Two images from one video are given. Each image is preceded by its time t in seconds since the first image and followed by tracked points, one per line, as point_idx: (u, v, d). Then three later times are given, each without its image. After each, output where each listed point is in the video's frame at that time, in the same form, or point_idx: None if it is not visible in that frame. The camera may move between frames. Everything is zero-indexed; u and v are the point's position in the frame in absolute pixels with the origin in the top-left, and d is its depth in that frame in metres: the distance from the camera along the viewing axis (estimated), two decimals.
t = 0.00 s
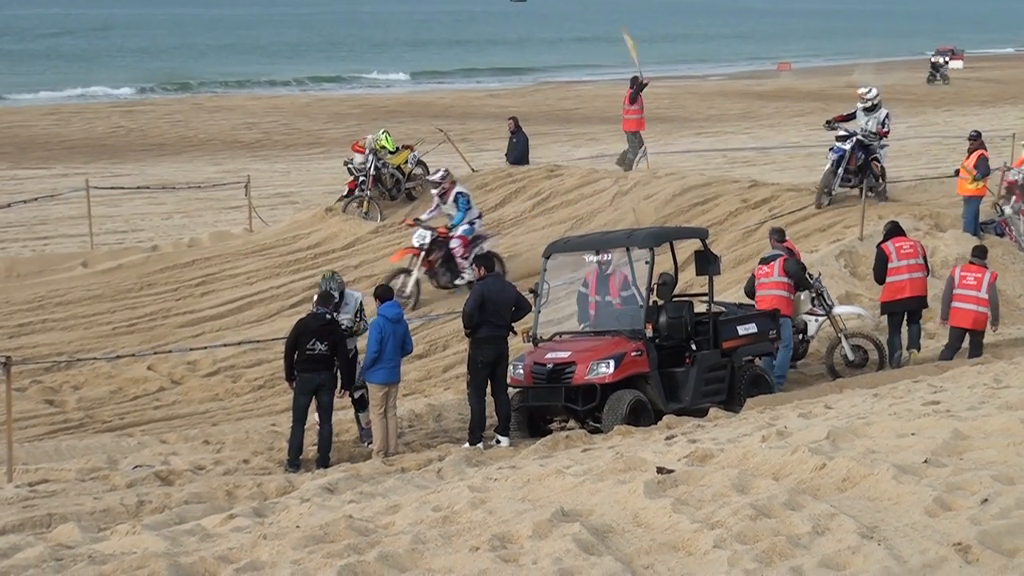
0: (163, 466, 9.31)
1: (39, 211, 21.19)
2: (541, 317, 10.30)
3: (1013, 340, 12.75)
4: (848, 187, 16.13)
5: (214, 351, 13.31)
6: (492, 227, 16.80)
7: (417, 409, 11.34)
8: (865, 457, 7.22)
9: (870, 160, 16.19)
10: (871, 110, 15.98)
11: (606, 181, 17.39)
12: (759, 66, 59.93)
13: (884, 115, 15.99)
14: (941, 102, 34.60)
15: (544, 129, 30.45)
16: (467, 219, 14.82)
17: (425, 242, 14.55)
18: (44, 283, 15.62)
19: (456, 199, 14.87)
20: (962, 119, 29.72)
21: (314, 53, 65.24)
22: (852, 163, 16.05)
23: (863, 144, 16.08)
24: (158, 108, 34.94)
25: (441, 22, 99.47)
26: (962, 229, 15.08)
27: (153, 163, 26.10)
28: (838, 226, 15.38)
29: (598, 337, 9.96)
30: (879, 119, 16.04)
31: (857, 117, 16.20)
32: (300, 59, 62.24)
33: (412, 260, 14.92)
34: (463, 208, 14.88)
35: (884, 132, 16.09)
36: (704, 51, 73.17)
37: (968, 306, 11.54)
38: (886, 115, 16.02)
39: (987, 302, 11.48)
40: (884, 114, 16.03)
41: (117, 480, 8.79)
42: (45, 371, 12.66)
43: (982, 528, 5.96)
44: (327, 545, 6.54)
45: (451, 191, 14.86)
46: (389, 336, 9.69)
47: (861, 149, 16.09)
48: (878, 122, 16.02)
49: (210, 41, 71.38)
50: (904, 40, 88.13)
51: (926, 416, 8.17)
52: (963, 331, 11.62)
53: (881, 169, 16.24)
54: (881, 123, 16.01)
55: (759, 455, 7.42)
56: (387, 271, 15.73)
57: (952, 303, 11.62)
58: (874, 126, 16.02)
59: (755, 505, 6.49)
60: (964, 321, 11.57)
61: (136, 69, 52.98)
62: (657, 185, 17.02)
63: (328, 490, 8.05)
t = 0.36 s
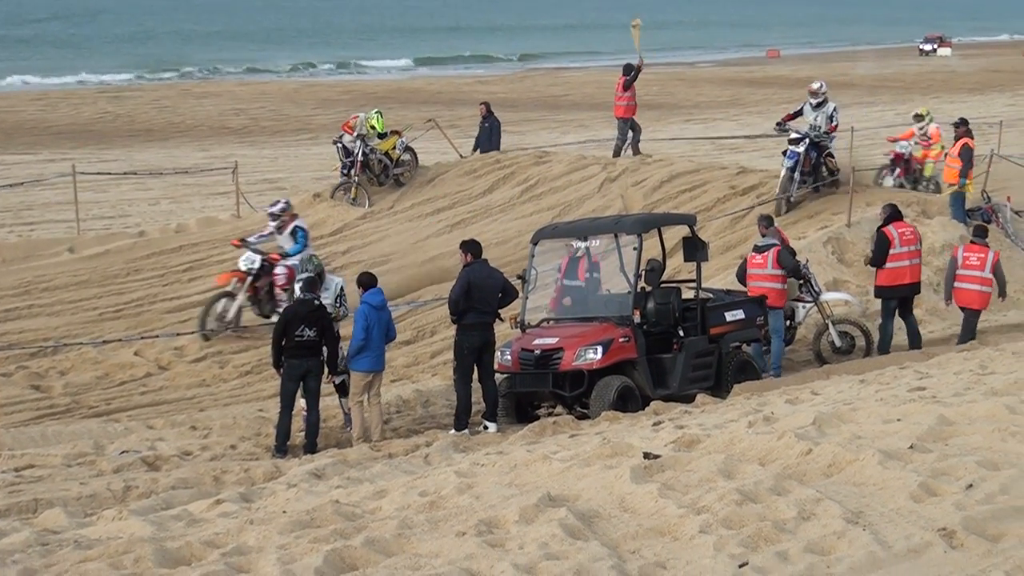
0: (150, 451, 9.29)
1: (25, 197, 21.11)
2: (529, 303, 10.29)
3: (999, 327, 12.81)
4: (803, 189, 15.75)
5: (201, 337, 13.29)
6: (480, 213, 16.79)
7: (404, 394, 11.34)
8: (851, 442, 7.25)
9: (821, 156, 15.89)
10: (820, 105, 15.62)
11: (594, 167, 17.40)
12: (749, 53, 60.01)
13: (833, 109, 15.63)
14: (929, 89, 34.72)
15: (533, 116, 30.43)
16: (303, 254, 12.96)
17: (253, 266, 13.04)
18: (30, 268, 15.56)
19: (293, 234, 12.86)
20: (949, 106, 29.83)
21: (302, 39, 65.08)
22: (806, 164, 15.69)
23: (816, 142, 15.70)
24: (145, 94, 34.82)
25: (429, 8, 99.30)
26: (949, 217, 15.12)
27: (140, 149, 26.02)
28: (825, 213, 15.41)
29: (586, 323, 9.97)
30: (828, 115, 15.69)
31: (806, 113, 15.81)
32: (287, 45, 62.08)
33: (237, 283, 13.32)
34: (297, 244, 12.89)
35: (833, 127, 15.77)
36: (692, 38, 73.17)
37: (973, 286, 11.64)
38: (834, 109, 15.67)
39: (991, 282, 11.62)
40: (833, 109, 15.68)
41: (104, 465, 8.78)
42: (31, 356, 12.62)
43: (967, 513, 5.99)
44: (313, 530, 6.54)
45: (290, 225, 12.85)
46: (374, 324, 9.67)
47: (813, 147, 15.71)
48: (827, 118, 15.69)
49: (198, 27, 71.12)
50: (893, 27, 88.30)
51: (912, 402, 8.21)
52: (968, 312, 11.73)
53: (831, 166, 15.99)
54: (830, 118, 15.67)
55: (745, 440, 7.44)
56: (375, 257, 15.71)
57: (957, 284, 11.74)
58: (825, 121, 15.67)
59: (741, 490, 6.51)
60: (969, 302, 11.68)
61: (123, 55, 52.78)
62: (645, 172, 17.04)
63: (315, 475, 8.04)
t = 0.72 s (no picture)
0: (126, 432, 9.25)
1: None
2: (506, 284, 10.29)
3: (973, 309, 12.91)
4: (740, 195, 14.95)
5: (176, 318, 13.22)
6: (457, 194, 16.75)
7: (382, 376, 11.34)
8: (827, 423, 7.29)
9: (758, 159, 15.05)
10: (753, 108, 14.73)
11: (571, 149, 17.39)
12: (726, 34, 60.05)
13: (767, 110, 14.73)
14: (905, 71, 34.85)
15: (511, 97, 30.36)
16: (92, 268, 12.37)
17: (36, 282, 12.03)
18: (4, 249, 15.44)
19: (81, 243, 12.38)
20: (925, 88, 29.95)
21: (277, 21, 64.69)
22: (740, 170, 14.81)
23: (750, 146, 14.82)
24: (119, 75, 34.55)
25: None
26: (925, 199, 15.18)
27: (115, 130, 25.82)
28: (801, 196, 15.46)
29: (563, 305, 9.98)
30: (763, 117, 14.79)
31: (741, 115, 14.91)
32: (264, 26, 61.69)
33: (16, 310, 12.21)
34: (86, 253, 12.38)
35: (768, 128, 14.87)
36: (670, 20, 73.11)
37: (966, 265, 11.86)
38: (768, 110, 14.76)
39: (984, 260, 11.86)
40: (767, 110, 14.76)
41: (79, 447, 8.73)
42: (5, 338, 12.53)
43: (941, 494, 6.03)
44: (291, 512, 6.53)
45: (76, 235, 12.40)
46: (339, 307, 9.67)
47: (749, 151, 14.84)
48: (762, 120, 14.79)
49: (173, 8, 70.65)
50: (870, 10, 88.49)
51: (887, 383, 8.26)
52: (958, 289, 11.97)
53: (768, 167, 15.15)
54: (765, 120, 14.78)
55: (721, 421, 7.47)
56: (351, 239, 15.66)
57: (950, 262, 11.92)
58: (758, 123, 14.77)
59: (718, 471, 6.54)
60: (961, 280, 11.91)
61: (97, 36, 52.37)
62: (622, 154, 17.04)
63: (292, 457, 8.03)
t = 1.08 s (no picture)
0: (107, 423, 9.21)
1: None
2: (487, 276, 10.29)
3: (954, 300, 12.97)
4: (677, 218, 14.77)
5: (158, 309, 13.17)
6: (439, 185, 16.74)
7: (364, 367, 11.33)
8: (809, 414, 7.31)
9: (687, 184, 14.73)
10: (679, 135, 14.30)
11: (554, 140, 17.39)
12: (708, 26, 60.05)
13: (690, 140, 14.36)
14: (887, 63, 34.95)
15: (494, 89, 30.33)
16: None
17: None
18: None
19: None
20: (907, 80, 30.06)
21: (258, 12, 64.39)
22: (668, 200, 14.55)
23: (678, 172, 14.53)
24: (100, 65, 34.36)
25: None
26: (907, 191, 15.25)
27: (95, 121, 25.68)
28: (783, 187, 15.49)
29: (545, 296, 9.98)
30: (690, 142, 14.42)
31: (667, 140, 14.51)
32: (247, 17, 61.50)
33: None
34: None
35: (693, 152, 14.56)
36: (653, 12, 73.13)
37: (963, 256, 11.91)
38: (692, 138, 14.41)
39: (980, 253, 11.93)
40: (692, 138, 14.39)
41: (60, 438, 8.69)
42: None
43: (922, 485, 6.06)
44: (273, 502, 6.52)
45: None
46: (318, 298, 9.65)
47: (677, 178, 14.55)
48: (689, 146, 14.42)
49: None
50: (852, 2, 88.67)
51: (869, 374, 8.30)
52: (952, 279, 12.02)
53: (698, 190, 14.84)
54: (692, 146, 14.38)
55: (703, 412, 7.49)
56: (334, 229, 15.62)
57: (947, 251, 11.94)
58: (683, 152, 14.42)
59: (700, 462, 6.56)
60: (956, 270, 11.97)
61: (77, 27, 52.07)
62: (605, 145, 17.05)
63: (275, 448, 8.01)
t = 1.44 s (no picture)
0: (96, 419, 9.19)
1: None
2: (478, 270, 10.28)
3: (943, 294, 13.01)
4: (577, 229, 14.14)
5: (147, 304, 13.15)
6: (428, 180, 16.73)
7: (354, 362, 11.34)
8: (798, 407, 7.34)
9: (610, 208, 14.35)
10: (609, 159, 13.90)
11: (543, 135, 17.39)
12: (696, 20, 60.06)
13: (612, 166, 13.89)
14: (875, 56, 35.04)
15: (482, 83, 30.30)
16: None
17: None
18: None
19: None
20: (895, 73, 30.15)
21: (245, 7, 64.19)
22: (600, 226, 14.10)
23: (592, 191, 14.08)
24: (87, 61, 34.23)
25: None
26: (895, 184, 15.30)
27: (82, 116, 25.60)
28: (772, 180, 15.51)
29: (534, 291, 10.00)
30: (616, 166, 14.06)
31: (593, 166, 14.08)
32: (235, 13, 61.31)
33: None
34: None
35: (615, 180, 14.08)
36: (641, 6, 73.15)
37: (971, 246, 11.97)
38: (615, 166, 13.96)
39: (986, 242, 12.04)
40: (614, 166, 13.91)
41: (49, 434, 8.67)
42: None
43: (911, 478, 6.08)
44: (263, 497, 6.52)
45: None
46: (307, 293, 9.65)
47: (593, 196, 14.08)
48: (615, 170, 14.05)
49: None
50: None
51: (857, 367, 8.33)
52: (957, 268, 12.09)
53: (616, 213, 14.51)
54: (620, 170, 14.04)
55: (693, 405, 7.50)
56: (323, 225, 15.61)
57: (957, 242, 11.95)
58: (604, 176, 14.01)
59: (690, 455, 6.57)
60: (962, 260, 12.03)
61: (64, 23, 51.88)
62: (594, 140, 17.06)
63: (265, 443, 8.01)
